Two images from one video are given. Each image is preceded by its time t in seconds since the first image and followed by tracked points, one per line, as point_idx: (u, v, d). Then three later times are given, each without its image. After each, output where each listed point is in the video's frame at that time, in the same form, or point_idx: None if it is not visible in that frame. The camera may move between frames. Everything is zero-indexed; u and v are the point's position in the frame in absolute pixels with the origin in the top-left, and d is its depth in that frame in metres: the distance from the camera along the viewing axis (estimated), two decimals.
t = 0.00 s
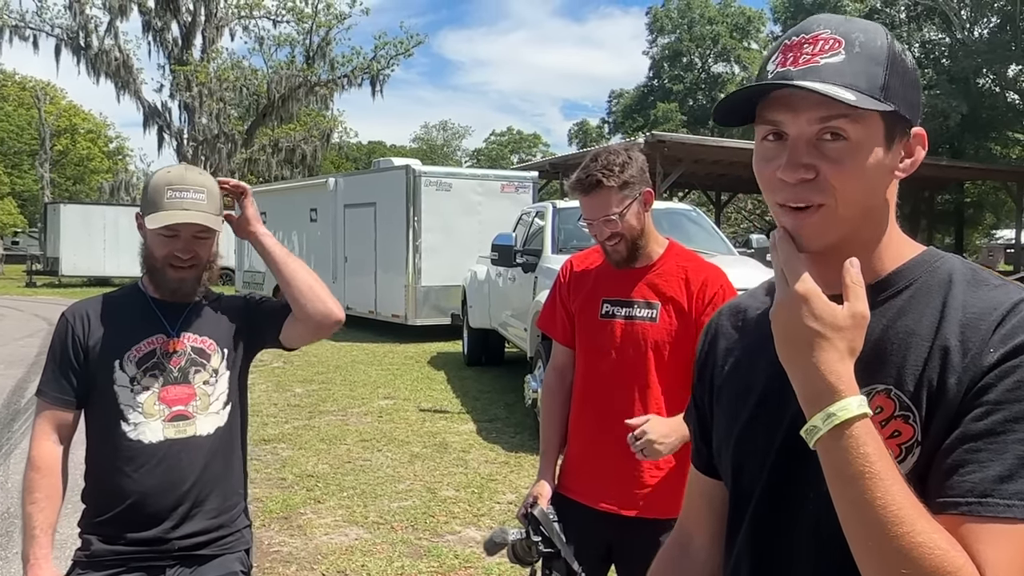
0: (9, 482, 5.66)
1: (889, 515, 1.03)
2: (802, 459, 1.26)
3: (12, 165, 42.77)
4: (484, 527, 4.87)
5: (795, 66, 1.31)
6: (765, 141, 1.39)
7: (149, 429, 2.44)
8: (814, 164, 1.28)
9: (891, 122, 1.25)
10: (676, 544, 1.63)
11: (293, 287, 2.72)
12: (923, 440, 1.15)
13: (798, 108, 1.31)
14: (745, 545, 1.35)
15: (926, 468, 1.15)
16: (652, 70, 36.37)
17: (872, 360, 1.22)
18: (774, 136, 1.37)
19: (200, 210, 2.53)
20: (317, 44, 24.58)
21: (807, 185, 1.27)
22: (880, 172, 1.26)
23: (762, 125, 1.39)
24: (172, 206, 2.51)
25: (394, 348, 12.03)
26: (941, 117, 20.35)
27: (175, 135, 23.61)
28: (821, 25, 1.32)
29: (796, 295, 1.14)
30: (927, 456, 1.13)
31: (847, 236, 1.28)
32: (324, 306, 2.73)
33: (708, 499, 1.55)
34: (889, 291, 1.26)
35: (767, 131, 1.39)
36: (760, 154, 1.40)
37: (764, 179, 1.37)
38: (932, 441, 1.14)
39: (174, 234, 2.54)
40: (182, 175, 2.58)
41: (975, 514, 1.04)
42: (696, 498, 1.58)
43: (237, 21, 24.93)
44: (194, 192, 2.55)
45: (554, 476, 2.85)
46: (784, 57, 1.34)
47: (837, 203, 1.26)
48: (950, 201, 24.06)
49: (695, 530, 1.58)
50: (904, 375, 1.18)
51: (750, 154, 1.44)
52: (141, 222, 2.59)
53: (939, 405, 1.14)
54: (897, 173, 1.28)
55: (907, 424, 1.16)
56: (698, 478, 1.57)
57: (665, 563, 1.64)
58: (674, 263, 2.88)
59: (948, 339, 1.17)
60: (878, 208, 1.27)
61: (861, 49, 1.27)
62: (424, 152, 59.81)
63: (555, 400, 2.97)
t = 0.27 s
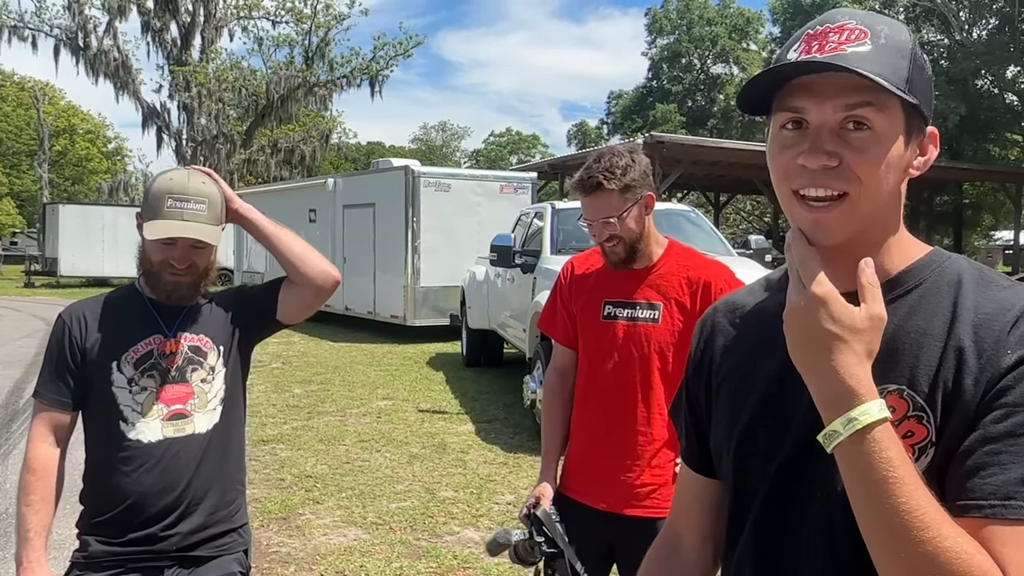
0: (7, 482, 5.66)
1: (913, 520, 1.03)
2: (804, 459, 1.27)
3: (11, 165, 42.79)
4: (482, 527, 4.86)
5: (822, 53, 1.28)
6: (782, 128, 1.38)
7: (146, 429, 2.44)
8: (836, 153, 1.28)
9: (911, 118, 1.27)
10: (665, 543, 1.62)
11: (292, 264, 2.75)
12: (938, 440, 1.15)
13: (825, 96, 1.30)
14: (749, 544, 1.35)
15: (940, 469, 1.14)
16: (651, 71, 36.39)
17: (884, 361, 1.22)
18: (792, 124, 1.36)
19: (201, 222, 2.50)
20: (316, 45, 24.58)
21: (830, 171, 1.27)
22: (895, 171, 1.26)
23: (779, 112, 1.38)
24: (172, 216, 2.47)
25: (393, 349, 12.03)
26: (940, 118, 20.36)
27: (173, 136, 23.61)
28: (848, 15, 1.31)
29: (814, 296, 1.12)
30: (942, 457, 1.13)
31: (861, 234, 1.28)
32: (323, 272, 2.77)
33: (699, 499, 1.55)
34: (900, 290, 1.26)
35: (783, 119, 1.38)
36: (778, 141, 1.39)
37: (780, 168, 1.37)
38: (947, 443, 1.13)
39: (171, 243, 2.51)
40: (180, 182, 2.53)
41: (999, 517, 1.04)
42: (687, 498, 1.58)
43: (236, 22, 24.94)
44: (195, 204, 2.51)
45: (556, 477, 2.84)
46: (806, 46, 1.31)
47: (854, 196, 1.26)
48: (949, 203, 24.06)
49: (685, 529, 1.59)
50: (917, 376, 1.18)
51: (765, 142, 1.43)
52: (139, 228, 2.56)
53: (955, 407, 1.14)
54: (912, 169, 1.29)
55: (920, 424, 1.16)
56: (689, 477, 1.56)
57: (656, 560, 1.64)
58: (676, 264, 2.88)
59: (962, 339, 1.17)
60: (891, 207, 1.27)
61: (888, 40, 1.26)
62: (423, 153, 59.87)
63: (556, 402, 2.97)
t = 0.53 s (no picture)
0: (6, 482, 5.66)
1: (898, 512, 1.03)
2: (807, 455, 1.27)
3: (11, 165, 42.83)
4: (482, 528, 4.86)
5: (802, 70, 1.30)
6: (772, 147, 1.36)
7: (143, 429, 2.44)
8: (822, 170, 1.27)
9: (901, 124, 1.24)
10: (667, 543, 1.62)
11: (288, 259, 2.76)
12: (942, 440, 1.15)
13: (804, 115, 1.29)
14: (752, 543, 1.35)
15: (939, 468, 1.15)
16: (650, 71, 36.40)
17: (891, 356, 1.22)
18: (780, 144, 1.34)
19: (199, 223, 2.50)
20: (315, 46, 24.59)
21: (815, 189, 1.26)
22: (885, 178, 1.25)
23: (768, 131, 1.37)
24: (168, 215, 2.48)
25: (392, 349, 12.02)
26: (939, 119, 20.36)
27: (173, 136, 23.60)
28: (830, 25, 1.30)
29: (807, 291, 1.14)
30: (945, 457, 1.13)
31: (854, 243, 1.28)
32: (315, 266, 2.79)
33: (702, 499, 1.55)
34: (905, 291, 1.26)
35: (774, 136, 1.36)
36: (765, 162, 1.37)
37: (769, 185, 1.36)
38: (949, 442, 1.14)
39: (168, 245, 2.51)
40: (177, 183, 2.54)
41: (987, 512, 1.05)
42: (691, 498, 1.58)
43: (236, 22, 24.95)
44: (193, 204, 2.51)
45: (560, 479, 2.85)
46: (788, 62, 1.33)
47: (841, 208, 1.26)
48: (949, 203, 24.06)
49: (687, 529, 1.58)
50: (921, 377, 1.18)
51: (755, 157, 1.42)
52: (136, 228, 2.55)
53: (957, 406, 1.14)
54: (909, 175, 1.27)
55: (925, 425, 1.16)
56: (694, 477, 1.56)
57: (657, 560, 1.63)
58: (681, 267, 2.90)
59: (966, 341, 1.17)
60: (893, 210, 1.26)
61: (869, 49, 1.26)
62: (422, 153, 59.86)
63: (560, 402, 2.97)
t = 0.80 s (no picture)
0: (6, 482, 5.66)
1: (863, 520, 1.06)
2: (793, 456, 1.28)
3: (11, 165, 42.87)
4: (482, 528, 4.86)
5: (751, 106, 1.33)
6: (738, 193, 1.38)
7: (145, 427, 2.44)
8: (774, 204, 1.29)
9: (849, 146, 1.23)
10: (688, 540, 1.62)
11: (283, 254, 2.80)
12: (918, 446, 1.15)
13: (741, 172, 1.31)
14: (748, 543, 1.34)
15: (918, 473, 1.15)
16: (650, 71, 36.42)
17: (857, 363, 1.24)
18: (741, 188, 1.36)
19: (193, 204, 2.52)
20: (316, 46, 24.61)
21: (767, 222, 1.29)
22: (848, 196, 1.25)
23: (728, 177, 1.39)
24: (164, 202, 2.49)
25: (392, 349, 12.02)
26: (940, 119, 20.35)
27: (173, 136, 23.60)
28: (758, 64, 1.33)
29: (783, 312, 1.20)
30: (921, 465, 1.14)
31: (830, 262, 1.30)
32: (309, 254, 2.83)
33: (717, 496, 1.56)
34: (892, 293, 1.26)
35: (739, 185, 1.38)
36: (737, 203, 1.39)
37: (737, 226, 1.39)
38: (924, 447, 1.14)
39: (169, 232, 2.54)
40: (173, 173, 2.56)
41: (958, 523, 1.04)
42: (709, 496, 1.58)
43: (236, 23, 24.96)
44: (186, 187, 2.53)
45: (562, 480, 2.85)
46: (738, 103, 1.37)
47: (801, 234, 1.28)
48: (949, 203, 24.04)
49: (707, 528, 1.59)
50: (902, 381, 1.19)
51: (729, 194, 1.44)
52: (133, 225, 2.57)
53: (933, 411, 1.14)
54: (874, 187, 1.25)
55: (904, 430, 1.17)
56: (709, 473, 1.57)
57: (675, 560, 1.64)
58: (681, 265, 2.89)
59: (946, 344, 1.17)
60: (869, 219, 1.26)
61: (803, 81, 1.26)
62: (423, 153, 59.88)
63: (562, 401, 2.97)
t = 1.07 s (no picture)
0: (8, 482, 5.65)
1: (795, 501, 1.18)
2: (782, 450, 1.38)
3: (14, 166, 42.93)
4: (483, 528, 4.87)
5: (719, 130, 1.37)
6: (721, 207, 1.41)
7: (149, 423, 2.44)
8: (758, 223, 1.33)
9: (823, 159, 1.27)
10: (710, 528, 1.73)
11: (267, 237, 2.79)
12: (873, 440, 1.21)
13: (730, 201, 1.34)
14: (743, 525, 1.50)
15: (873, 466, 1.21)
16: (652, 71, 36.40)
17: (813, 365, 1.37)
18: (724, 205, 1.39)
19: (199, 214, 2.50)
20: (318, 46, 24.61)
21: (751, 240, 1.35)
22: (827, 206, 1.29)
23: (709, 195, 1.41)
24: (171, 210, 2.48)
25: (394, 349, 12.03)
26: (942, 118, 20.32)
27: (175, 136, 23.61)
28: (726, 87, 1.35)
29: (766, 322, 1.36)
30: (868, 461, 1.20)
31: (816, 272, 1.36)
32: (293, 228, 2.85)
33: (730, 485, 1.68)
34: (872, 293, 1.31)
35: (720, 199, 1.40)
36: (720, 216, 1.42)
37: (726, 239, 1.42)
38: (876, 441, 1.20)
39: (172, 238, 2.52)
40: (177, 180, 2.55)
41: (885, 513, 1.11)
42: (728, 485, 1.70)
43: (238, 23, 24.97)
44: (193, 196, 2.52)
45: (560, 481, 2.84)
46: (708, 122, 1.39)
47: (786, 247, 1.34)
48: (951, 204, 23.99)
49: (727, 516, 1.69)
50: (862, 380, 1.24)
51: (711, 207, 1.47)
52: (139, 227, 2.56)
53: (885, 408, 1.19)
54: (851, 195, 1.29)
55: (862, 427, 1.23)
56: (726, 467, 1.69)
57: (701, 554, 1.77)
58: (683, 264, 2.91)
59: (900, 343, 1.22)
60: (847, 226, 1.31)
61: (760, 107, 1.30)
62: (424, 153, 59.88)
63: (561, 400, 2.97)
